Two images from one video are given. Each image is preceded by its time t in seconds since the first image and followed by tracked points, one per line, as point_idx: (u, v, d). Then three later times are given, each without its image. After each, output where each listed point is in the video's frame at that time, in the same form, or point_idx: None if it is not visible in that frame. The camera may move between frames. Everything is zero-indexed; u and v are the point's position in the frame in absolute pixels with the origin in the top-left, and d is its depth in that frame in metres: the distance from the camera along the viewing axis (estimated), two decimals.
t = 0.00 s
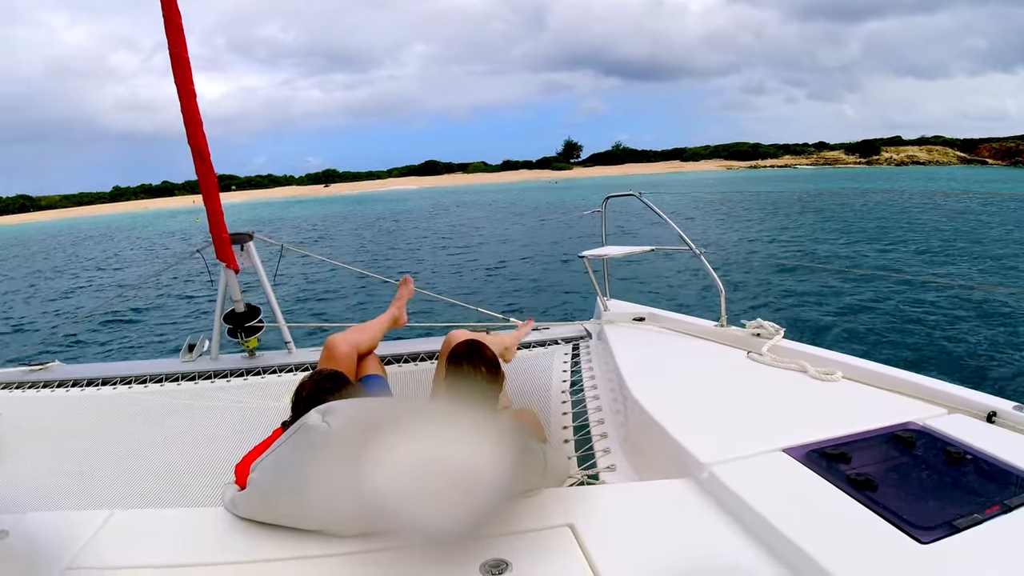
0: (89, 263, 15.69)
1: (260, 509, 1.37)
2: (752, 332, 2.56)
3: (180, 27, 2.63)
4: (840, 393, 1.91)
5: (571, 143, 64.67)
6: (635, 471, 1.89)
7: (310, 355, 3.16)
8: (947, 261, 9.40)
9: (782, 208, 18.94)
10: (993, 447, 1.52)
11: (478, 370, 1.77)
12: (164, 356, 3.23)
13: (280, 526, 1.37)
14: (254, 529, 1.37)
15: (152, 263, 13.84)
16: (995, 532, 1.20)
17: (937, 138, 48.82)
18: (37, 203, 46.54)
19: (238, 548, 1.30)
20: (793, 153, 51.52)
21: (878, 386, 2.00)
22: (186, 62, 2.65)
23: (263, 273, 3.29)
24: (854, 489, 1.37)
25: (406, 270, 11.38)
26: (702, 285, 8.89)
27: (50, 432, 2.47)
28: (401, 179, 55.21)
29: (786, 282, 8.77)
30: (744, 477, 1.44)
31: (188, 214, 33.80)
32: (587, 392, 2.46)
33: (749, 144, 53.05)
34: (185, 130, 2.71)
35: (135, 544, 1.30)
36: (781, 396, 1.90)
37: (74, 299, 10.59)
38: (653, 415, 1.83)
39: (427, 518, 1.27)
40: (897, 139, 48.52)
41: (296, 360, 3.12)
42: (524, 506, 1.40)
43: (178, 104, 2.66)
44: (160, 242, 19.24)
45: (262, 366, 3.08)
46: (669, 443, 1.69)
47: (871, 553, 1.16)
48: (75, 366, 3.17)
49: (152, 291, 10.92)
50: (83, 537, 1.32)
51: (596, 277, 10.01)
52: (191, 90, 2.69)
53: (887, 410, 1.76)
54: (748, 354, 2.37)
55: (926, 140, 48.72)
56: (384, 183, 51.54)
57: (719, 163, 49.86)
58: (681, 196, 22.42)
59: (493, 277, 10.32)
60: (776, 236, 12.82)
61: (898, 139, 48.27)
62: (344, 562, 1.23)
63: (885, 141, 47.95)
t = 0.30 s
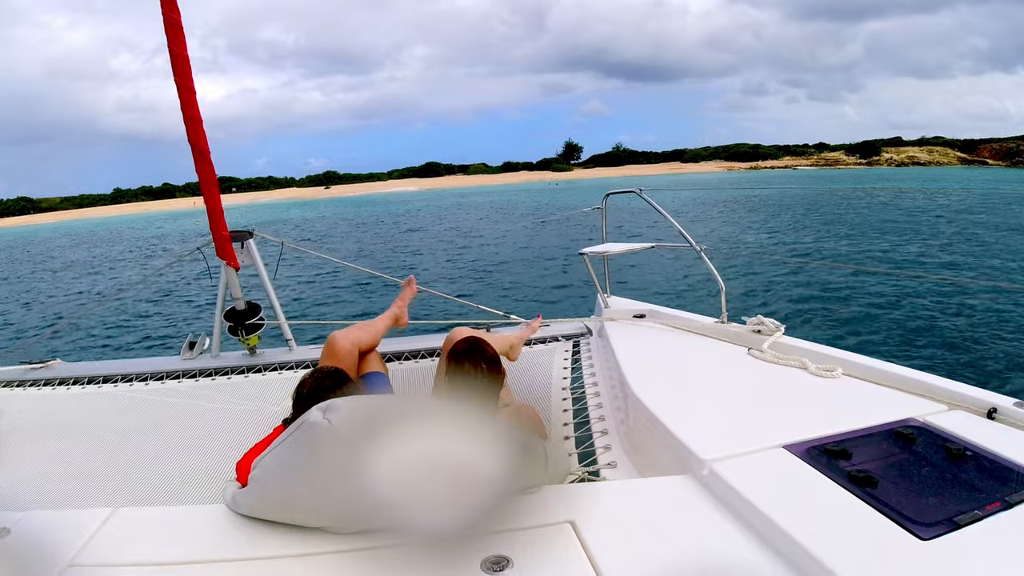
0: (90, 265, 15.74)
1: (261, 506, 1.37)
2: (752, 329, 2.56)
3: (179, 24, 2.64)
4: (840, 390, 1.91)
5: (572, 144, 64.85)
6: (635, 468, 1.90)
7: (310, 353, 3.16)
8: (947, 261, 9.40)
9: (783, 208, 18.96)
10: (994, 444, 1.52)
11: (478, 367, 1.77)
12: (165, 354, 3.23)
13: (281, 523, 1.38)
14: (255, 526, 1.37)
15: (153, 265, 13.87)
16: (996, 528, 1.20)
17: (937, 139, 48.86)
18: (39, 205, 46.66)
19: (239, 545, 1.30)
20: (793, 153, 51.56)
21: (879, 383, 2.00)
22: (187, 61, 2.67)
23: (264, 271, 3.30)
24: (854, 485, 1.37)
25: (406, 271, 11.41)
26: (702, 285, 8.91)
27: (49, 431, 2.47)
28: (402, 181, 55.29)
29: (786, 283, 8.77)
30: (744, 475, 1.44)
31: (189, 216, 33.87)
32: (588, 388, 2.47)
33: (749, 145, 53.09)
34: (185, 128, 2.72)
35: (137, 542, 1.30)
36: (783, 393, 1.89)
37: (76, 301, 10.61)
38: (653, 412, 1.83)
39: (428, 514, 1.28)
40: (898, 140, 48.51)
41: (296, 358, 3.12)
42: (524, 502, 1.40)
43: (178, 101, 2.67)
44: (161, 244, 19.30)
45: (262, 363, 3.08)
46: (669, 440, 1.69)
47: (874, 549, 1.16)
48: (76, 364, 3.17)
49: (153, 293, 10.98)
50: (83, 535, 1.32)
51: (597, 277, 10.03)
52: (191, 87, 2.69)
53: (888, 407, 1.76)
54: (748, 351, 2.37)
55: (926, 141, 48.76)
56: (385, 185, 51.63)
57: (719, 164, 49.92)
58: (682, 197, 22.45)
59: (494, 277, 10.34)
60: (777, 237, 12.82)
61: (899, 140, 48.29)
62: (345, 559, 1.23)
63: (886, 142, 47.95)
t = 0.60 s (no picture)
0: (91, 267, 15.77)
1: (261, 506, 1.36)
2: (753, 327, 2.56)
3: (179, 24, 2.65)
4: (840, 389, 1.91)
5: (572, 147, 64.97)
6: (636, 467, 1.89)
7: (311, 353, 3.17)
8: (947, 263, 9.40)
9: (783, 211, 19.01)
10: (995, 442, 1.51)
11: (479, 366, 1.77)
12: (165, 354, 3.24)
13: (282, 523, 1.37)
14: (256, 525, 1.37)
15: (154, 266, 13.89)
16: (996, 526, 1.20)
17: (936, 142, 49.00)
18: (39, 207, 46.73)
19: (240, 545, 1.30)
20: (793, 155, 51.66)
21: (879, 381, 1.99)
22: (187, 61, 2.67)
23: (264, 270, 3.30)
24: (854, 484, 1.37)
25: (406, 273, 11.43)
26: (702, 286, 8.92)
27: (49, 431, 2.46)
28: (402, 183, 55.34)
29: (786, 284, 8.77)
30: (745, 475, 1.44)
31: (190, 218, 33.91)
32: (588, 387, 2.47)
33: (749, 148, 53.17)
34: (185, 128, 2.72)
35: (138, 542, 1.30)
36: (783, 392, 1.89)
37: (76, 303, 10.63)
38: (654, 411, 1.83)
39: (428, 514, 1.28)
40: (897, 142, 48.58)
41: (296, 357, 3.12)
42: (524, 501, 1.40)
43: (178, 100, 2.68)
44: (162, 246, 19.33)
45: (263, 363, 3.09)
46: (669, 440, 1.69)
47: (874, 547, 1.16)
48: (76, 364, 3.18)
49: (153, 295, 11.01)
50: (83, 535, 1.32)
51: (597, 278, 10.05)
52: (191, 87, 2.70)
53: (888, 406, 1.76)
54: (748, 349, 2.37)
55: (925, 143, 48.85)
56: (385, 187, 51.70)
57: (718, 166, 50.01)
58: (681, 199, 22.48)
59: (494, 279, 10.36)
60: (777, 238, 12.84)
61: (899, 142, 48.36)
62: (346, 559, 1.23)
63: (886, 144, 48.02)
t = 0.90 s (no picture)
0: (91, 268, 15.77)
1: (261, 509, 1.36)
2: (753, 329, 2.56)
3: (177, 27, 2.65)
4: (840, 389, 1.91)
5: (572, 148, 65.06)
6: (636, 468, 1.89)
7: (311, 356, 3.17)
8: (947, 264, 9.42)
9: (782, 212, 19.04)
10: (996, 442, 1.51)
11: (479, 368, 1.77)
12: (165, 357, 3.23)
13: (282, 525, 1.37)
14: (256, 528, 1.37)
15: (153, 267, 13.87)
16: (997, 526, 1.20)
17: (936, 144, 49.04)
18: (40, 208, 46.76)
19: (240, 548, 1.30)
20: (792, 157, 51.70)
21: (880, 382, 1.99)
22: (186, 65, 2.67)
23: (264, 273, 3.30)
24: (855, 484, 1.37)
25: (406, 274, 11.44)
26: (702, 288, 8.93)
27: (50, 435, 2.46)
28: (402, 184, 55.39)
29: (786, 285, 8.79)
30: (744, 475, 1.44)
31: (190, 219, 33.91)
32: (589, 389, 2.46)
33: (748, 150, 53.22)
34: (184, 131, 2.72)
35: (138, 545, 1.30)
36: (784, 393, 1.89)
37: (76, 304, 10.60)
38: (654, 412, 1.83)
39: (428, 517, 1.27)
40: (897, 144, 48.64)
41: (296, 360, 3.12)
42: (526, 504, 1.40)
43: (177, 103, 2.68)
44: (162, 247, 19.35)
45: (263, 366, 3.08)
46: (670, 441, 1.69)
47: (875, 547, 1.16)
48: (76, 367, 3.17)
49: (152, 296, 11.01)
50: (84, 540, 1.32)
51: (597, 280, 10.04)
52: (189, 90, 2.70)
53: (889, 406, 1.75)
54: (748, 350, 2.37)
55: (925, 144, 48.94)
56: (385, 188, 51.73)
57: (718, 167, 50.07)
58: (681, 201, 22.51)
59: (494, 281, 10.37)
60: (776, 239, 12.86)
61: (898, 144, 48.43)
62: (347, 562, 1.23)
63: (886, 146, 48.09)
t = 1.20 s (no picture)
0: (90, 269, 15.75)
1: (262, 515, 1.36)
2: (753, 331, 2.57)
3: (176, 33, 2.65)
4: (840, 390, 1.91)
5: (572, 150, 65.09)
6: (639, 471, 1.89)
7: (312, 361, 3.17)
8: (947, 266, 9.44)
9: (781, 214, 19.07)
10: (998, 442, 1.52)
11: (480, 372, 1.77)
12: (166, 363, 3.23)
13: (283, 531, 1.37)
14: (258, 534, 1.37)
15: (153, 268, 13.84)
16: (999, 527, 1.20)
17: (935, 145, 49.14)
18: (39, 208, 46.70)
19: (242, 554, 1.30)
20: (792, 159, 51.72)
21: (881, 383, 1.99)
22: (185, 70, 2.67)
23: (264, 278, 3.30)
24: (857, 486, 1.37)
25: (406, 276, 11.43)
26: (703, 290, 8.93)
27: (50, 442, 2.46)
28: (402, 184, 55.38)
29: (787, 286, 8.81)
30: (745, 477, 1.44)
31: (189, 219, 33.86)
32: (590, 393, 2.46)
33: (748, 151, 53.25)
34: (184, 136, 2.72)
35: (140, 552, 1.30)
36: (786, 396, 1.89)
37: (75, 304, 10.58)
38: (655, 414, 1.83)
39: (429, 521, 1.27)
40: (897, 146, 48.68)
41: (297, 366, 3.12)
42: (527, 508, 1.40)
43: (176, 109, 2.68)
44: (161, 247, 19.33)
45: (263, 372, 3.08)
46: (671, 444, 1.69)
47: (876, 547, 1.16)
48: (77, 374, 3.17)
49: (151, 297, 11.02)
50: (85, 547, 1.32)
51: (597, 282, 10.04)
52: (189, 95, 2.70)
53: (890, 407, 1.76)
54: (750, 352, 2.37)
55: (924, 146, 49.01)
56: (385, 188, 51.71)
57: (718, 168, 50.09)
58: (681, 203, 22.54)
59: (493, 282, 10.36)
60: (776, 241, 12.87)
61: (897, 146, 48.49)
62: (348, 567, 1.23)
63: (886, 148, 48.13)
